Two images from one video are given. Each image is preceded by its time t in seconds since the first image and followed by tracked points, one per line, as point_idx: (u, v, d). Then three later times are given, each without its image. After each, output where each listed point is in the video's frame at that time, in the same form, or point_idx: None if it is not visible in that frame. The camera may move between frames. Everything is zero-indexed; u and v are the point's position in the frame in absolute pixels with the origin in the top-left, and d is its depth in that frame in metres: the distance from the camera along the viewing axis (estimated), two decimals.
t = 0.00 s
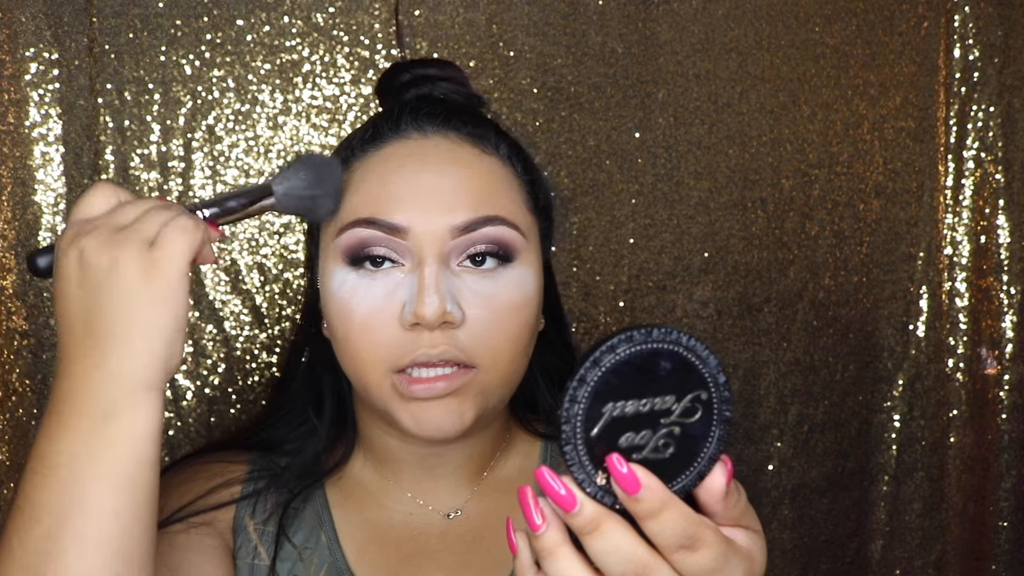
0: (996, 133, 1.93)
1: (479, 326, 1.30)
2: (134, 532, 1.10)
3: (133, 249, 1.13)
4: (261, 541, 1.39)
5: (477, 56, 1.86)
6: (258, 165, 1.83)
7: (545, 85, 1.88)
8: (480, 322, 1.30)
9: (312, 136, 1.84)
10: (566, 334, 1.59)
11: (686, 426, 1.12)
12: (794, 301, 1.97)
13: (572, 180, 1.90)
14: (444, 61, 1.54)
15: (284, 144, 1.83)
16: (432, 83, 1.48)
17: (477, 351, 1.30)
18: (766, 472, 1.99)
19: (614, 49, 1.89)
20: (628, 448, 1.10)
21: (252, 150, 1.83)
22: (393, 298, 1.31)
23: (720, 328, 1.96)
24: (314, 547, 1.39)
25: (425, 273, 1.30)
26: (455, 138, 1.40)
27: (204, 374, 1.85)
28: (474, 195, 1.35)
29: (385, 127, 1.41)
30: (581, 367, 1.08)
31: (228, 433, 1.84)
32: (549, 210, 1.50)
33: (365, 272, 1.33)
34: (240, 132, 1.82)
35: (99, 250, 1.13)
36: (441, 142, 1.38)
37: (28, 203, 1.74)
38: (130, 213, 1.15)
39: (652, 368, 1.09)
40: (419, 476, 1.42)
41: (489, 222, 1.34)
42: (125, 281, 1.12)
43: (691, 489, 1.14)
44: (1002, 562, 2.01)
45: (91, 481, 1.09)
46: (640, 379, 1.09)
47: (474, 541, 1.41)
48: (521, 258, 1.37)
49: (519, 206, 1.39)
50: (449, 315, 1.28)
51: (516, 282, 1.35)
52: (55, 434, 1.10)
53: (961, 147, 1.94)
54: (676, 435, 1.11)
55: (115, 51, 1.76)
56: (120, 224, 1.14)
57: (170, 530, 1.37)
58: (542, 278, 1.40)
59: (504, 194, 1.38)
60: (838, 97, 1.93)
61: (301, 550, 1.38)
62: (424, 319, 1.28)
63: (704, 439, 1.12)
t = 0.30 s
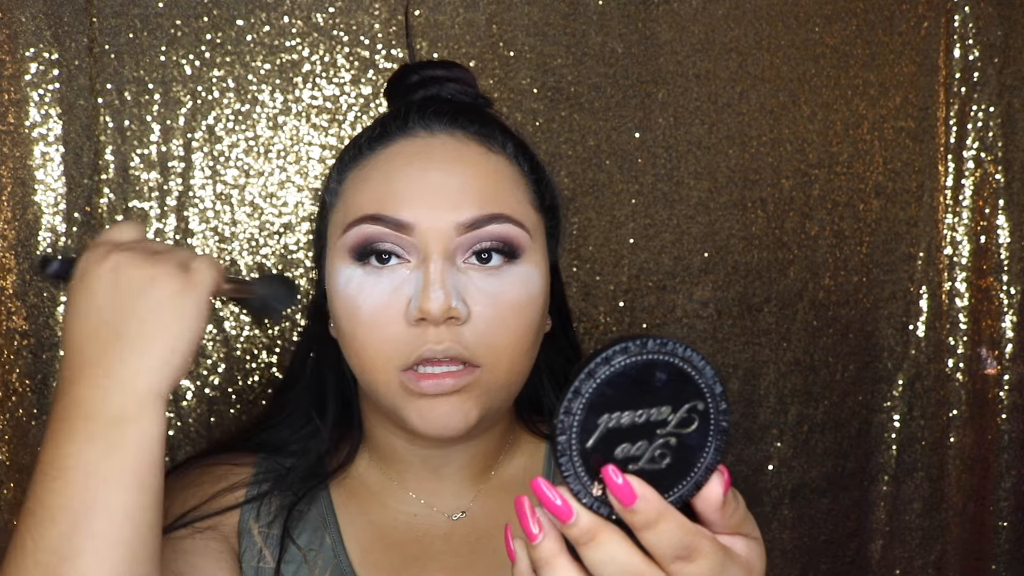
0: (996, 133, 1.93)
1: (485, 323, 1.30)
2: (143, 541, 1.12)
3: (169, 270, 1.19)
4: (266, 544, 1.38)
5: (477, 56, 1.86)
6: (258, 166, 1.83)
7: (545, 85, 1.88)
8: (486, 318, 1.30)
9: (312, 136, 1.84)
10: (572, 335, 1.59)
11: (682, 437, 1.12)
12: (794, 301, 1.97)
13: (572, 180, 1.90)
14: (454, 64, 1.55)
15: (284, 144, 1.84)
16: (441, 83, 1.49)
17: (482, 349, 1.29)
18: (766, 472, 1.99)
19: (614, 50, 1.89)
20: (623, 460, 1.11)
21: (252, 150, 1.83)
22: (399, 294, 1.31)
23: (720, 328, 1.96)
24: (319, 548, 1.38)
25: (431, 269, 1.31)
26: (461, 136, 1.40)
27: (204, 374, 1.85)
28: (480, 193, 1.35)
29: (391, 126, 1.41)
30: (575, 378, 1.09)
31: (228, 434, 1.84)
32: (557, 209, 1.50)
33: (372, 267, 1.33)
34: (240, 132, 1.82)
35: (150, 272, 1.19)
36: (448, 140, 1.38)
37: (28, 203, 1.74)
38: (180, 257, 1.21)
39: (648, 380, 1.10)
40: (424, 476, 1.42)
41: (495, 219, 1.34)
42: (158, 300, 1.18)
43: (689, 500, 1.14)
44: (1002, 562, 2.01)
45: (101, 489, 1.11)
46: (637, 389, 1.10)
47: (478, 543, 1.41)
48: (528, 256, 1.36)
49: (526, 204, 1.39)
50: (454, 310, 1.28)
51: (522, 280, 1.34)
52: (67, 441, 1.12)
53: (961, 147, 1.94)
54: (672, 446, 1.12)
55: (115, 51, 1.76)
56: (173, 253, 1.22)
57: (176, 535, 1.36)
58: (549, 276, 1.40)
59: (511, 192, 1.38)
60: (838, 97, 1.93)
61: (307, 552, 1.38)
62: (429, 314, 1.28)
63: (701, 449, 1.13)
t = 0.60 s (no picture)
0: (996, 133, 1.93)
1: (482, 326, 1.29)
2: None
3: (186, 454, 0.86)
4: (255, 550, 1.41)
5: (477, 56, 1.86)
6: (258, 165, 1.84)
7: (545, 85, 1.88)
8: (483, 322, 1.29)
9: (312, 136, 1.84)
10: (575, 338, 1.59)
11: (712, 405, 1.06)
12: (794, 301, 1.97)
13: (572, 180, 1.90)
14: (462, 65, 1.57)
15: (284, 144, 1.84)
16: (447, 89, 1.50)
17: (479, 352, 1.29)
18: (766, 471, 2.00)
19: (614, 50, 1.89)
20: (656, 425, 1.04)
21: (252, 150, 1.83)
22: (398, 296, 1.30)
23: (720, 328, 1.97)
24: (309, 551, 1.39)
25: (429, 272, 1.30)
26: (464, 139, 1.39)
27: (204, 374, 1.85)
28: (480, 196, 1.34)
29: (396, 129, 1.41)
30: (612, 343, 1.03)
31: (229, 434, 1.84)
32: (561, 212, 1.49)
33: (372, 269, 1.33)
34: (240, 132, 1.82)
35: (97, 390, 0.89)
36: (450, 143, 1.38)
37: (28, 203, 1.73)
38: (143, 362, 0.89)
39: (679, 348, 1.04)
40: (425, 475, 1.42)
41: (495, 223, 1.33)
42: (106, 441, 0.87)
43: (715, 468, 1.08)
44: (1002, 562, 2.01)
45: None
46: (666, 356, 1.03)
47: (480, 541, 1.40)
48: (527, 260, 1.36)
49: (528, 207, 1.38)
50: (451, 314, 1.28)
51: (521, 283, 1.34)
52: None
53: (961, 147, 1.94)
54: (702, 413, 1.05)
55: (115, 51, 1.76)
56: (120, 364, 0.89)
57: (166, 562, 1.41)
58: (550, 279, 1.39)
59: (511, 195, 1.37)
60: (838, 97, 1.93)
61: (296, 555, 1.39)
62: (427, 318, 1.28)
63: (730, 419, 1.06)
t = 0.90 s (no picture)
0: (996, 133, 1.93)
1: (457, 336, 1.27)
2: None
3: (236, 451, 0.92)
4: (258, 544, 1.40)
5: (477, 56, 1.86)
6: (258, 165, 1.84)
7: (545, 85, 1.88)
8: (459, 331, 1.27)
9: (312, 136, 1.84)
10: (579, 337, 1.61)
11: (680, 418, 1.05)
12: (794, 301, 1.97)
13: (572, 180, 1.90)
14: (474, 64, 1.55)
15: (284, 144, 1.84)
16: (449, 91, 1.50)
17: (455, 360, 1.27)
18: (766, 472, 2.00)
19: (614, 50, 1.89)
20: (623, 438, 1.03)
21: (252, 150, 1.83)
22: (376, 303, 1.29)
23: (720, 328, 1.97)
24: (311, 544, 1.38)
25: (404, 279, 1.28)
26: (452, 145, 1.38)
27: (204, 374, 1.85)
28: (463, 205, 1.31)
29: (388, 133, 1.41)
30: (578, 356, 1.02)
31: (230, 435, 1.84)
32: (559, 219, 1.46)
33: (355, 272, 1.32)
34: (240, 132, 1.82)
35: (137, 395, 0.94)
36: (437, 149, 1.36)
37: (28, 203, 1.73)
38: (174, 363, 0.95)
39: (646, 361, 1.03)
40: (425, 475, 1.42)
41: (476, 232, 1.30)
42: (155, 442, 0.92)
43: (685, 480, 1.07)
44: (1002, 562, 2.01)
45: None
46: (634, 371, 1.03)
47: (481, 539, 1.40)
48: (511, 269, 1.33)
49: (516, 216, 1.35)
50: (422, 322, 1.25)
51: (502, 292, 1.31)
52: None
53: (961, 147, 1.94)
54: (670, 426, 1.05)
55: (115, 51, 1.76)
56: (159, 366, 0.95)
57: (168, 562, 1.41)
58: (538, 289, 1.36)
59: (498, 202, 1.34)
60: (838, 97, 1.93)
61: (298, 548, 1.38)
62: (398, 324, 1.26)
63: (698, 431, 1.06)
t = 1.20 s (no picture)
0: (996, 133, 1.93)
1: (461, 337, 1.27)
2: None
3: (249, 456, 0.99)
4: (258, 549, 1.39)
5: (477, 56, 1.86)
6: (258, 166, 1.84)
7: (545, 85, 1.88)
8: (464, 332, 1.27)
9: (312, 136, 1.84)
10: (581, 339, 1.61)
11: (694, 426, 1.07)
12: (794, 301, 1.97)
13: (572, 180, 1.90)
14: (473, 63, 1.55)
15: (284, 144, 1.84)
16: (450, 91, 1.50)
17: (460, 361, 1.27)
18: (766, 472, 2.00)
19: (614, 50, 1.89)
20: (637, 447, 1.05)
21: (252, 150, 1.83)
22: (380, 303, 1.29)
23: (720, 328, 1.97)
24: (312, 548, 1.38)
25: (409, 280, 1.28)
26: (455, 145, 1.37)
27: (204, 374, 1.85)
28: (466, 206, 1.31)
29: (389, 133, 1.41)
30: (592, 366, 1.03)
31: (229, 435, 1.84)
32: (561, 219, 1.45)
33: (359, 273, 1.32)
34: (240, 132, 1.82)
35: (155, 404, 1.00)
36: (440, 150, 1.36)
37: (28, 203, 1.73)
38: (188, 372, 1.02)
39: (660, 370, 1.04)
40: (426, 475, 1.42)
41: (480, 233, 1.30)
42: (175, 447, 0.98)
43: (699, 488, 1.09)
44: (1002, 562, 2.01)
45: None
46: (647, 380, 1.04)
47: (483, 540, 1.40)
48: (515, 270, 1.33)
49: (519, 216, 1.35)
50: (427, 323, 1.26)
51: (507, 292, 1.31)
52: None
53: (961, 147, 1.94)
54: (684, 435, 1.06)
55: (115, 51, 1.76)
56: (176, 376, 1.01)
57: None
58: (541, 289, 1.36)
59: (502, 202, 1.34)
60: (838, 97, 1.93)
61: (299, 553, 1.38)
62: (402, 325, 1.25)
63: (711, 440, 1.07)
